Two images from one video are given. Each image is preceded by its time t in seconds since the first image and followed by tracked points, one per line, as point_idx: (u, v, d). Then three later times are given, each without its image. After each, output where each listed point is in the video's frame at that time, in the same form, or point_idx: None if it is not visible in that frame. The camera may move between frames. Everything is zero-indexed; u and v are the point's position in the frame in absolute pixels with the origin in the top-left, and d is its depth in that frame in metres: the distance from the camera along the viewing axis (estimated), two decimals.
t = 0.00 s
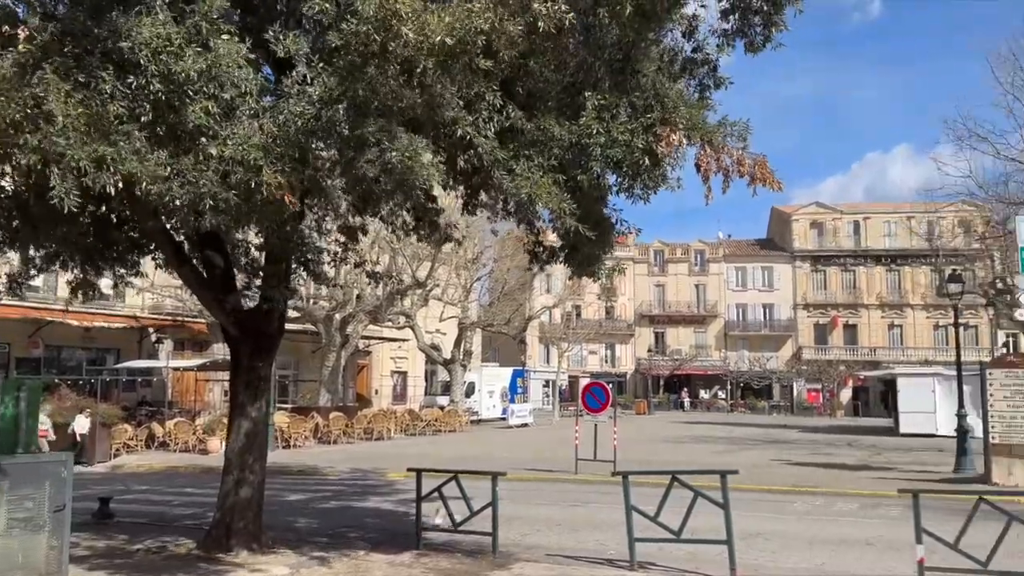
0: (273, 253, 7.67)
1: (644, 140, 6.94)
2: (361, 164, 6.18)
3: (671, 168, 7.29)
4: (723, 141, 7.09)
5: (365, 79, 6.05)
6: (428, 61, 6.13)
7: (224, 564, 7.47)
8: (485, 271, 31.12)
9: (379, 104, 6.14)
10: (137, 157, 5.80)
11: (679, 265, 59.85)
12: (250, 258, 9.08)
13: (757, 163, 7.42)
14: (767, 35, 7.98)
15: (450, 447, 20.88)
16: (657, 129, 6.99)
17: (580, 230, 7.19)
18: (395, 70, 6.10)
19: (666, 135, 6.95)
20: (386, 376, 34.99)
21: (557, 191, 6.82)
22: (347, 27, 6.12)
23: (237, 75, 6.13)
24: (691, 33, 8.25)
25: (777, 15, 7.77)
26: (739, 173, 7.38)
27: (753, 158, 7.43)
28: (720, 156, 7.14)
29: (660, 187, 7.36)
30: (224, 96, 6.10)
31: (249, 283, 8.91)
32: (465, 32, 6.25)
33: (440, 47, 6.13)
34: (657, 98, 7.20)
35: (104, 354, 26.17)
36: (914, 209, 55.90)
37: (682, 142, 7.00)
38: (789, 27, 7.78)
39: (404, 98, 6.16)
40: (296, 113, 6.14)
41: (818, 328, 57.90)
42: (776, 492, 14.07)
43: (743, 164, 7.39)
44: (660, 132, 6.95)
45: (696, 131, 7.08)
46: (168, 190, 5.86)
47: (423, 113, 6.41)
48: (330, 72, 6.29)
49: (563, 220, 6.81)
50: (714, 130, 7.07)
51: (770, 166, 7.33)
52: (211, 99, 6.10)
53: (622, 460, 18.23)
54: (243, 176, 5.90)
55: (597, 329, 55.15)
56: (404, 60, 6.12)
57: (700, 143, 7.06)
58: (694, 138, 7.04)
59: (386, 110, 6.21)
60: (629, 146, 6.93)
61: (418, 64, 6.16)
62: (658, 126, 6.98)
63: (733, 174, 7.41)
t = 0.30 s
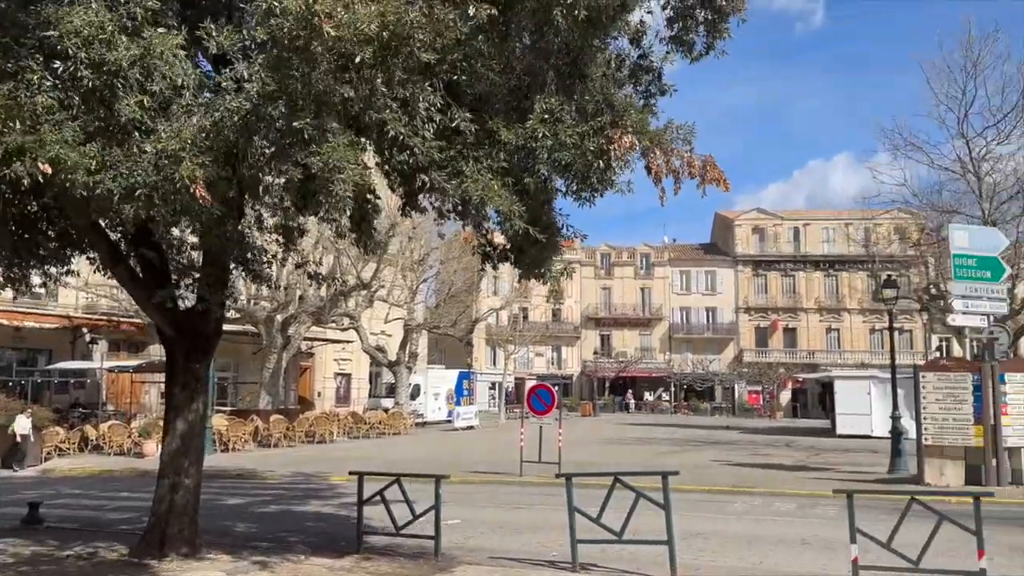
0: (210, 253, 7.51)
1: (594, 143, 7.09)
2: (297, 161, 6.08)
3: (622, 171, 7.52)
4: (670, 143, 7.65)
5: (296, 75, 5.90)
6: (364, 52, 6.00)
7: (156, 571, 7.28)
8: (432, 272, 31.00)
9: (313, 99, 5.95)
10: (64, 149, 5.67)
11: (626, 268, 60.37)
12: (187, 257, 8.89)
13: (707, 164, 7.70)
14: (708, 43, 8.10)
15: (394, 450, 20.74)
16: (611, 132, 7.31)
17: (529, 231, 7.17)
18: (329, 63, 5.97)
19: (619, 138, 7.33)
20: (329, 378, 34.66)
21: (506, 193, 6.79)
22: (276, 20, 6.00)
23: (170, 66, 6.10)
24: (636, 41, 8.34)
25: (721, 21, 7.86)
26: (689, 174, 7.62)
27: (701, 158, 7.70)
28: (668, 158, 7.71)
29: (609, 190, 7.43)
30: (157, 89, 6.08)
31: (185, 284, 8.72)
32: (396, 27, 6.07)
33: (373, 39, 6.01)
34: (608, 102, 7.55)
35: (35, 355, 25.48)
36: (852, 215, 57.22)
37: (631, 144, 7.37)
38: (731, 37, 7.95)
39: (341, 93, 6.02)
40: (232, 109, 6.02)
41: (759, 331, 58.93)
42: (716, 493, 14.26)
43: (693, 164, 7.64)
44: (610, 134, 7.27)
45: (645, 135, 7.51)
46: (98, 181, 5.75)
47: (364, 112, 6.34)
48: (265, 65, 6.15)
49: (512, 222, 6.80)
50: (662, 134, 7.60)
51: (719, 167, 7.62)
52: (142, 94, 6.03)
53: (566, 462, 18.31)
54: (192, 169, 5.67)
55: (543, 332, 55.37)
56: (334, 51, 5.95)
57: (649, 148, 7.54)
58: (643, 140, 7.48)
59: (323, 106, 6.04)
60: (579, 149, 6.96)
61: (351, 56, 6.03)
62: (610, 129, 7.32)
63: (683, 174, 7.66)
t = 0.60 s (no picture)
0: (148, 253, 7.31)
1: (542, 145, 7.01)
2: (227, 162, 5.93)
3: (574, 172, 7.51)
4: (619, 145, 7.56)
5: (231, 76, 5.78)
6: (297, 59, 5.83)
7: None
8: (379, 273, 30.79)
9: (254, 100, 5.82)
10: None
11: (574, 271, 60.38)
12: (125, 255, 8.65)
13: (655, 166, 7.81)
14: (656, 51, 8.19)
15: (337, 453, 20.51)
16: (560, 134, 7.27)
17: (473, 234, 7.10)
18: (270, 65, 5.81)
19: (567, 140, 7.29)
20: (271, 380, 34.20)
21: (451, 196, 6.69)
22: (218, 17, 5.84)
23: (111, 60, 5.95)
24: (586, 46, 8.35)
25: (669, 31, 7.96)
26: (639, 176, 7.71)
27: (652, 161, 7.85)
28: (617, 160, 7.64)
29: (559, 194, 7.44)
30: (97, 83, 5.93)
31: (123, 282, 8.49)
32: (335, 30, 5.95)
33: (308, 44, 5.83)
34: (556, 103, 7.49)
35: None
36: (794, 222, 58.37)
37: (580, 147, 7.30)
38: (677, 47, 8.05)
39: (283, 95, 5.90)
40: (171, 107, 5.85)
41: (703, 335, 59.69)
42: (660, 494, 14.39)
43: (643, 167, 7.71)
44: (559, 135, 7.23)
45: (593, 138, 7.42)
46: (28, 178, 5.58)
47: (307, 113, 6.20)
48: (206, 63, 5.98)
49: (456, 224, 6.71)
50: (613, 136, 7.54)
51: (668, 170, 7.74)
52: (81, 88, 5.90)
53: (512, 464, 18.32)
54: (105, 168, 5.59)
55: (490, 335, 55.29)
56: (274, 52, 5.80)
57: (598, 152, 7.45)
58: (593, 145, 7.40)
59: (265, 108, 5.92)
60: (529, 151, 6.85)
61: (286, 62, 5.84)
62: (558, 131, 7.28)
63: (633, 177, 7.72)
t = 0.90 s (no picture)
0: (87, 250, 7.12)
1: (490, 147, 6.95)
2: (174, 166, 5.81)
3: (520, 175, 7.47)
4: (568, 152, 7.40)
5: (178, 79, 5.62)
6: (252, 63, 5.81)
7: None
8: (328, 275, 30.51)
9: (204, 103, 5.76)
10: None
11: (525, 274, 60.28)
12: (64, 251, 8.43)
13: (601, 174, 7.67)
14: (605, 61, 8.25)
15: (281, 457, 20.21)
16: (505, 137, 7.10)
17: (417, 236, 7.03)
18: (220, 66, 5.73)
19: (512, 144, 7.11)
20: (214, 382, 33.61)
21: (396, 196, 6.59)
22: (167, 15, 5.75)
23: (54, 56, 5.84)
24: (538, 51, 8.34)
25: (619, 41, 8.03)
26: (583, 183, 7.56)
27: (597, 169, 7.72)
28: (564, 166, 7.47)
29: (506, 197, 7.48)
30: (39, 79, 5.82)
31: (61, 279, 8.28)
32: (291, 34, 6.01)
33: (264, 48, 5.86)
34: (505, 107, 7.37)
35: None
36: (741, 228, 59.24)
37: (528, 150, 7.15)
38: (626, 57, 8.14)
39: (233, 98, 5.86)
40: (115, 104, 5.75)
41: (651, 338, 60.18)
42: (605, 497, 14.45)
43: (587, 174, 7.59)
44: (504, 139, 7.08)
45: (541, 143, 7.25)
46: None
47: (255, 113, 6.13)
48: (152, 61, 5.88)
49: (400, 225, 6.61)
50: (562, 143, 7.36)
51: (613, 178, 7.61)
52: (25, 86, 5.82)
53: (459, 468, 18.24)
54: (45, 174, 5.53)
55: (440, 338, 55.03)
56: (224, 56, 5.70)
57: (546, 157, 7.32)
58: (540, 149, 7.22)
59: (214, 110, 5.86)
60: (475, 153, 6.85)
61: (240, 64, 5.84)
62: (504, 135, 7.11)
63: (578, 184, 7.59)
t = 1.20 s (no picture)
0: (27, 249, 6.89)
1: (439, 151, 6.83)
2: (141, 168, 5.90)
3: (465, 180, 7.18)
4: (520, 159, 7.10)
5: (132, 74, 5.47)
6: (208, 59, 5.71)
7: None
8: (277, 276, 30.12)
9: (156, 98, 5.65)
10: None
11: (479, 278, 60.30)
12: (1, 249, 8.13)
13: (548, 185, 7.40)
14: (558, 67, 8.27)
15: (225, 462, 19.86)
16: (456, 143, 7.00)
17: (363, 239, 6.97)
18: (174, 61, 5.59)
19: (461, 150, 6.96)
20: (157, 385, 32.96)
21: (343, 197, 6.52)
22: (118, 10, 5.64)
23: None
24: (492, 54, 8.31)
25: (573, 49, 8.08)
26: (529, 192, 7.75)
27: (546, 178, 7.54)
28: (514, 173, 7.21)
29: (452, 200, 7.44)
30: None
31: None
32: (252, 32, 5.88)
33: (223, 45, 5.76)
34: (456, 110, 7.25)
35: None
36: (691, 235, 60.00)
37: (477, 154, 6.99)
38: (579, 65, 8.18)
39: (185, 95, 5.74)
40: (63, 97, 5.65)
41: (602, 343, 60.52)
42: (553, 500, 14.48)
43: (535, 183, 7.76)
44: (454, 144, 6.96)
45: (491, 148, 7.05)
46: None
47: (205, 109, 6.02)
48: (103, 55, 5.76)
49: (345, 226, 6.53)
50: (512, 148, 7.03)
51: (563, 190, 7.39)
52: None
53: (407, 472, 18.11)
54: None
55: (391, 341, 54.67)
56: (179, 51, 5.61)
57: (497, 162, 7.03)
58: (491, 153, 7.04)
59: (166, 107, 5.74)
60: (425, 155, 6.79)
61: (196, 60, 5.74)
62: (455, 140, 7.00)
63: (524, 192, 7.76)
